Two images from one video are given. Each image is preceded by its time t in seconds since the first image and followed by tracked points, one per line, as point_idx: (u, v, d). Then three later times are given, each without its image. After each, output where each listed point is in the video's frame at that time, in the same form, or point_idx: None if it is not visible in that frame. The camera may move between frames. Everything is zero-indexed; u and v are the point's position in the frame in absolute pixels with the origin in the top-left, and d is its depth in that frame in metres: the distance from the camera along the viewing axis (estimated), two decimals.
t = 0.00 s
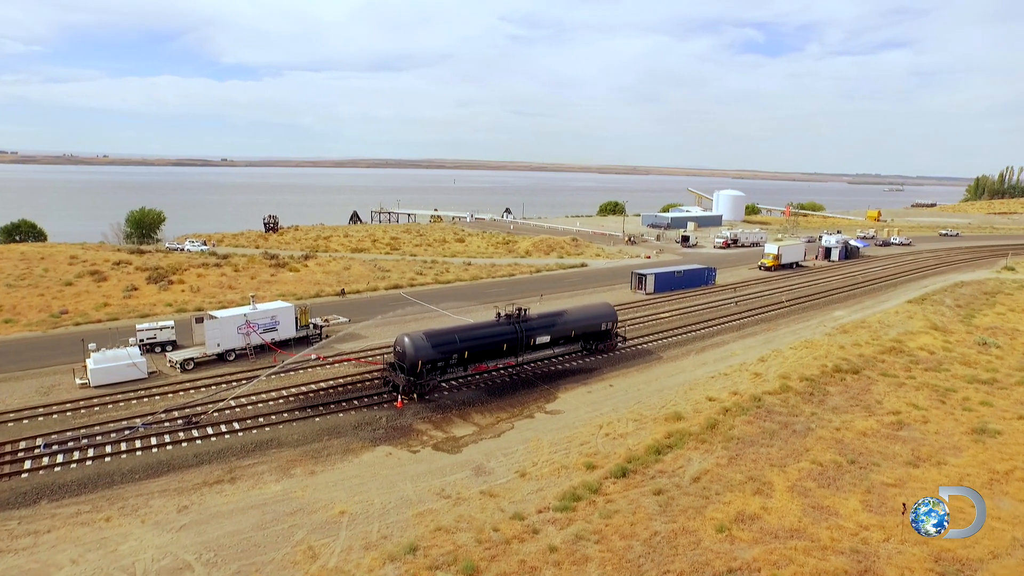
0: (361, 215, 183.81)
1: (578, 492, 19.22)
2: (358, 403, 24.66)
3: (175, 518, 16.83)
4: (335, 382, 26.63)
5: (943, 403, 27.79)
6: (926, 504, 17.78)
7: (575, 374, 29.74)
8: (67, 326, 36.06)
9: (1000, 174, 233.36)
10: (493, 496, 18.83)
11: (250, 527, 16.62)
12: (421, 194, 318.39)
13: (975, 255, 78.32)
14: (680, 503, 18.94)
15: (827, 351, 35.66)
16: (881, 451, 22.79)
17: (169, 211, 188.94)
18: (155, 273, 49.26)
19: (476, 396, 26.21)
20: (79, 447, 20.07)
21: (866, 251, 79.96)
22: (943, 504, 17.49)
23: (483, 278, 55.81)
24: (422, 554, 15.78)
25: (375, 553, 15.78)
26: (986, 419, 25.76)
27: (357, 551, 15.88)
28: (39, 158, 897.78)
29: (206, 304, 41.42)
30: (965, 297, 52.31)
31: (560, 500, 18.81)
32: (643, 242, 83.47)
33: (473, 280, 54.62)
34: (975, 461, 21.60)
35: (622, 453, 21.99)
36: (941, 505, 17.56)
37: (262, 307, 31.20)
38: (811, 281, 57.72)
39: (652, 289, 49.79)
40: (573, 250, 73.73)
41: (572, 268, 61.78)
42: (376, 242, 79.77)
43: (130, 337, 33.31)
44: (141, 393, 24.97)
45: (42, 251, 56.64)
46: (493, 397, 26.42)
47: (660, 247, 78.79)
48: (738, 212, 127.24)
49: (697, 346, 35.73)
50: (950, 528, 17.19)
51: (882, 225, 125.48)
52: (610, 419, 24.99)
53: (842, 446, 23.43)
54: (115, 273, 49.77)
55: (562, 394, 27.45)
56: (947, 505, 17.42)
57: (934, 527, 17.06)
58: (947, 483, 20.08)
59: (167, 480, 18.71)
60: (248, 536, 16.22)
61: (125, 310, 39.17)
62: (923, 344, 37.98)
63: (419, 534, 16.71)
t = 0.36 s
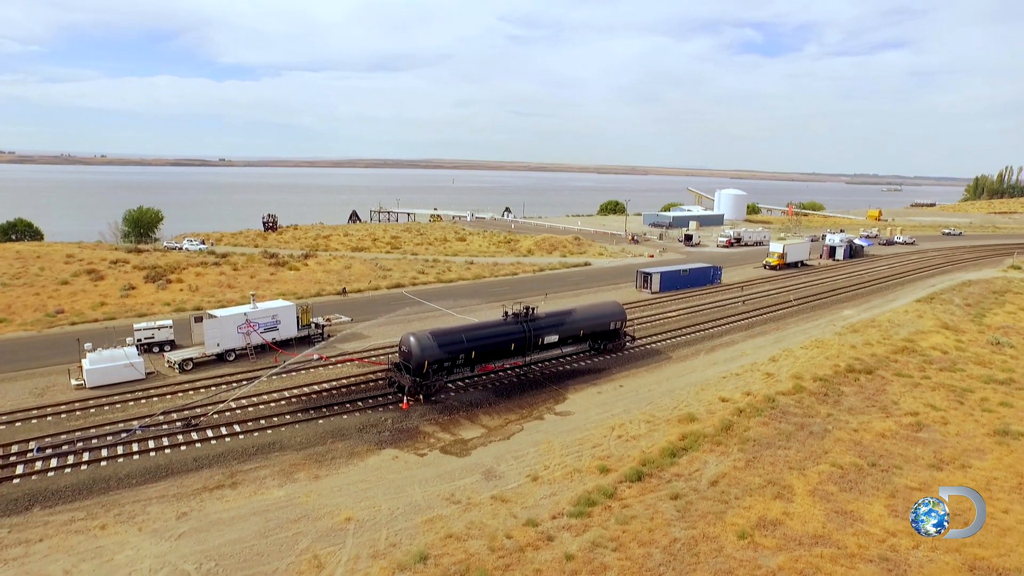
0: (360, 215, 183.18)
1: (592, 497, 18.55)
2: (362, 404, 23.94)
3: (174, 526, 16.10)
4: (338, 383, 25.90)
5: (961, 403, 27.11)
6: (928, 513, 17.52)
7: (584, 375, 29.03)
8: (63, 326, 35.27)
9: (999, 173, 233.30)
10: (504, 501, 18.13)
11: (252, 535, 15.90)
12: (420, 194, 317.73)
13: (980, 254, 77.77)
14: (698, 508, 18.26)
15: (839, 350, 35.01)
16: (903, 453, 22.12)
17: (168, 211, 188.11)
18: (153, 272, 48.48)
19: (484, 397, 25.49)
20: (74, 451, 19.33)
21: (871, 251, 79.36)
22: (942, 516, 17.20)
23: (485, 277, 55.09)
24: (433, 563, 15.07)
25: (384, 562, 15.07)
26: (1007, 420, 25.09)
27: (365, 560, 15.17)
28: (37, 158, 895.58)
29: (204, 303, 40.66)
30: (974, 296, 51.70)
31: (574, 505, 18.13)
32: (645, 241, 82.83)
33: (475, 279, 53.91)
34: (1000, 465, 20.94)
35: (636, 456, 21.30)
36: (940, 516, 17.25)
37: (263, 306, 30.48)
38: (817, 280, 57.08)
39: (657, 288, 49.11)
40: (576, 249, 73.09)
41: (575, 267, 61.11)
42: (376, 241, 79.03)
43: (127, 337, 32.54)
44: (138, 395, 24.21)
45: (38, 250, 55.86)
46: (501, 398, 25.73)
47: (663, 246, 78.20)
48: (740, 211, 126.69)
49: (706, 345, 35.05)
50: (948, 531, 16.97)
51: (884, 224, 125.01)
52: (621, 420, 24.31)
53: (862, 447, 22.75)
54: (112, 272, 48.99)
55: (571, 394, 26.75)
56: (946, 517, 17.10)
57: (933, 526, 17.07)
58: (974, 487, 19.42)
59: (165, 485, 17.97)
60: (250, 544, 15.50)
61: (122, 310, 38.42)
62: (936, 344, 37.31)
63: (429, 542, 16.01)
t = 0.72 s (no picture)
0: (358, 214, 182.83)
1: (608, 502, 17.88)
2: (367, 406, 23.24)
3: (173, 535, 15.39)
4: (341, 384, 25.18)
5: (979, 404, 26.52)
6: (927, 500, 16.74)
7: (593, 375, 28.39)
8: (58, 326, 34.47)
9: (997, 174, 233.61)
10: (517, 507, 17.45)
11: (255, 544, 15.18)
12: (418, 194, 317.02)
13: (984, 253, 77.41)
14: (717, 514, 17.60)
15: (850, 350, 34.43)
16: (925, 455, 21.48)
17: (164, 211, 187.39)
18: (150, 271, 47.70)
19: (491, 399, 24.83)
20: (68, 456, 18.58)
21: (874, 250, 78.93)
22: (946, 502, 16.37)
23: (488, 276, 54.50)
24: (446, 572, 14.38)
25: (394, 572, 14.38)
26: None
27: (375, 569, 14.49)
28: (33, 158, 892.67)
29: (203, 303, 39.89)
30: (981, 295, 51.24)
31: (590, 511, 17.46)
32: (647, 240, 82.28)
33: (478, 278, 53.26)
34: None
35: (651, 459, 20.65)
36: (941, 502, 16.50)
37: (263, 305, 29.77)
38: (823, 279, 56.59)
39: (663, 288, 48.51)
40: (578, 248, 72.51)
41: (578, 267, 60.55)
42: (375, 240, 78.34)
43: (124, 337, 31.78)
44: (135, 397, 23.46)
45: (34, 249, 55.02)
46: (509, 399, 25.05)
47: (666, 245, 77.67)
48: (741, 211, 126.33)
49: (715, 345, 34.43)
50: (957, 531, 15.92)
51: (885, 223, 124.70)
52: (633, 422, 23.66)
53: (882, 449, 22.12)
54: (109, 271, 48.20)
55: (581, 395, 26.10)
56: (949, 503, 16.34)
57: (933, 526, 16.30)
58: (1001, 492, 18.79)
59: (164, 491, 17.24)
60: (253, 554, 14.78)
61: (119, 309, 37.65)
62: (948, 343, 36.76)
63: (441, 550, 15.31)
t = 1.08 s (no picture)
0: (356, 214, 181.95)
1: (627, 507, 17.27)
2: (374, 407, 22.57)
3: (175, 542, 14.71)
4: (346, 384, 24.51)
5: (998, 404, 25.97)
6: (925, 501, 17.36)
7: (602, 375, 27.80)
8: (53, 326, 33.67)
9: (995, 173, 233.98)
10: (533, 512, 16.83)
11: (261, 552, 14.51)
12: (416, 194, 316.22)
13: (987, 251, 77.10)
14: (739, 517, 17.04)
15: (861, 349, 33.91)
16: (948, 457, 20.90)
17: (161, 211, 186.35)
18: (148, 270, 46.90)
19: (501, 399, 24.19)
20: (64, 460, 17.88)
21: (877, 249, 78.57)
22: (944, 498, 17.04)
23: (490, 275, 53.87)
24: None
25: None
26: None
27: None
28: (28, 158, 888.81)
29: (202, 302, 39.12)
30: (988, 294, 50.85)
31: (608, 516, 16.85)
32: (649, 239, 81.75)
33: (480, 278, 52.64)
34: None
35: (668, 461, 20.04)
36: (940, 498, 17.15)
37: (264, 304, 29.16)
38: (828, 278, 56.14)
39: (668, 286, 47.96)
40: (580, 247, 71.93)
41: (581, 266, 59.96)
42: (375, 239, 77.62)
43: (121, 337, 31.01)
44: (134, 398, 22.74)
45: (28, 248, 54.12)
46: (519, 400, 24.43)
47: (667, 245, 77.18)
48: (741, 210, 125.94)
49: (725, 344, 33.87)
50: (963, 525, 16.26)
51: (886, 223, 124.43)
52: (647, 423, 23.07)
53: (903, 450, 21.55)
54: (106, 270, 47.37)
55: (591, 396, 25.50)
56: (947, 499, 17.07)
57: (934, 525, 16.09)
58: None
59: (165, 496, 16.55)
60: (259, 563, 14.11)
61: (116, 309, 36.86)
62: (959, 342, 36.28)
63: (456, 558, 14.67)
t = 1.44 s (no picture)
0: (351, 213, 181.69)
1: (644, 511, 16.74)
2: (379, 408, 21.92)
3: (176, 552, 14.04)
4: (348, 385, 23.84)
5: (1012, 403, 25.60)
6: (923, 501, 17.43)
7: (610, 374, 27.26)
8: (46, 326, 32.82)
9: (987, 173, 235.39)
10: (548, 517, 16.28)
11: (267, 562, 13.87)
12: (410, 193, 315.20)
13: (986, 250, 77.13)
14: (760, 520, 16.54)
15: (869, 347, 33.51)
16: (968, 457, 20.45)
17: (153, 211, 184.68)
18: (142, 270, 46.02)
19: (508, 400, 23.60)
20: (58, 465, 17.15)
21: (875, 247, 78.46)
22: (944, 499, 17.16)
23: (490, 274, 53.29)
24: None
25: None
26: None
27: None
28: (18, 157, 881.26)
29: (198, 302, 38.36)
30: (990, 292, 50.67)
31: (625, 520, 16.32)
32: (647, 238, 81.38)
33: (480, 277, 52.08)
34: None
35: (683, 463, 19.51)
36: (939, 499, 17.25)
37: (263, 303, 28.77)
38: (830, 276, 55.85)
39: (670, 285, 47.60)
40: (578, 247, 71.46)
41: (581, 264, 59.48)
42: (371, 239, 76.85)
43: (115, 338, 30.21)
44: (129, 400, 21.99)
45: (19, 248, 53.11)
46: (527, 400, 23.85)
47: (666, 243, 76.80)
48: (738, 209, 126.02)
49: (731, 342, 33.41)
50: (960, 526, 16.32)
51: (882, 221, 124.65)
52: (659, 424, 22.57)
53: (921, 449, 21.10)
54: (99, 270, 46.45)
55: (600, 396, 24.95)
56: (946, 500, 17.18)
57: (934, 525, 16.19)
58: None
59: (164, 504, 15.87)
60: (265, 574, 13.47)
61: (109, 309, 36.00)
62: (967, 340, 35.93)
63: (470, 566, 14.07)
